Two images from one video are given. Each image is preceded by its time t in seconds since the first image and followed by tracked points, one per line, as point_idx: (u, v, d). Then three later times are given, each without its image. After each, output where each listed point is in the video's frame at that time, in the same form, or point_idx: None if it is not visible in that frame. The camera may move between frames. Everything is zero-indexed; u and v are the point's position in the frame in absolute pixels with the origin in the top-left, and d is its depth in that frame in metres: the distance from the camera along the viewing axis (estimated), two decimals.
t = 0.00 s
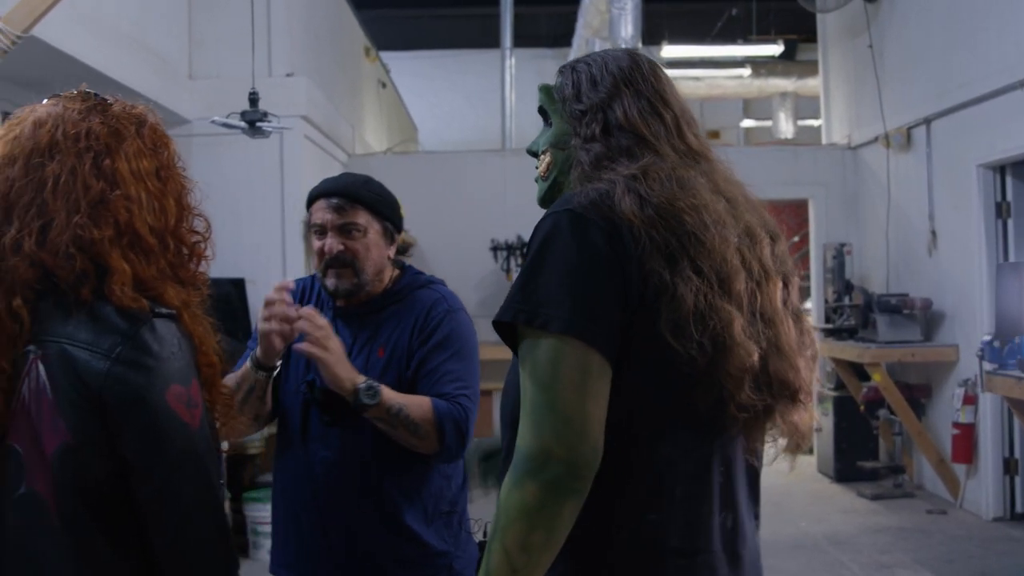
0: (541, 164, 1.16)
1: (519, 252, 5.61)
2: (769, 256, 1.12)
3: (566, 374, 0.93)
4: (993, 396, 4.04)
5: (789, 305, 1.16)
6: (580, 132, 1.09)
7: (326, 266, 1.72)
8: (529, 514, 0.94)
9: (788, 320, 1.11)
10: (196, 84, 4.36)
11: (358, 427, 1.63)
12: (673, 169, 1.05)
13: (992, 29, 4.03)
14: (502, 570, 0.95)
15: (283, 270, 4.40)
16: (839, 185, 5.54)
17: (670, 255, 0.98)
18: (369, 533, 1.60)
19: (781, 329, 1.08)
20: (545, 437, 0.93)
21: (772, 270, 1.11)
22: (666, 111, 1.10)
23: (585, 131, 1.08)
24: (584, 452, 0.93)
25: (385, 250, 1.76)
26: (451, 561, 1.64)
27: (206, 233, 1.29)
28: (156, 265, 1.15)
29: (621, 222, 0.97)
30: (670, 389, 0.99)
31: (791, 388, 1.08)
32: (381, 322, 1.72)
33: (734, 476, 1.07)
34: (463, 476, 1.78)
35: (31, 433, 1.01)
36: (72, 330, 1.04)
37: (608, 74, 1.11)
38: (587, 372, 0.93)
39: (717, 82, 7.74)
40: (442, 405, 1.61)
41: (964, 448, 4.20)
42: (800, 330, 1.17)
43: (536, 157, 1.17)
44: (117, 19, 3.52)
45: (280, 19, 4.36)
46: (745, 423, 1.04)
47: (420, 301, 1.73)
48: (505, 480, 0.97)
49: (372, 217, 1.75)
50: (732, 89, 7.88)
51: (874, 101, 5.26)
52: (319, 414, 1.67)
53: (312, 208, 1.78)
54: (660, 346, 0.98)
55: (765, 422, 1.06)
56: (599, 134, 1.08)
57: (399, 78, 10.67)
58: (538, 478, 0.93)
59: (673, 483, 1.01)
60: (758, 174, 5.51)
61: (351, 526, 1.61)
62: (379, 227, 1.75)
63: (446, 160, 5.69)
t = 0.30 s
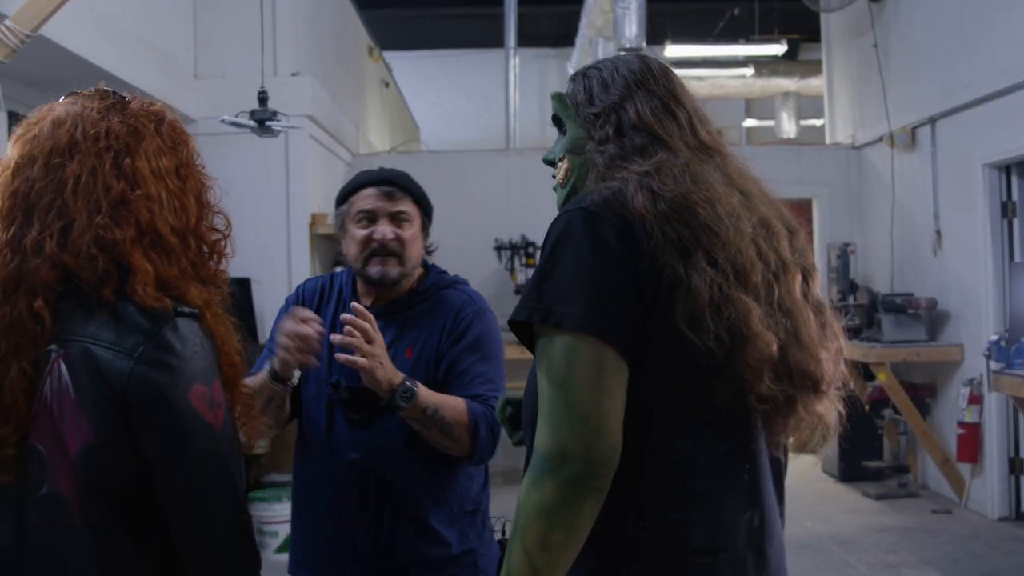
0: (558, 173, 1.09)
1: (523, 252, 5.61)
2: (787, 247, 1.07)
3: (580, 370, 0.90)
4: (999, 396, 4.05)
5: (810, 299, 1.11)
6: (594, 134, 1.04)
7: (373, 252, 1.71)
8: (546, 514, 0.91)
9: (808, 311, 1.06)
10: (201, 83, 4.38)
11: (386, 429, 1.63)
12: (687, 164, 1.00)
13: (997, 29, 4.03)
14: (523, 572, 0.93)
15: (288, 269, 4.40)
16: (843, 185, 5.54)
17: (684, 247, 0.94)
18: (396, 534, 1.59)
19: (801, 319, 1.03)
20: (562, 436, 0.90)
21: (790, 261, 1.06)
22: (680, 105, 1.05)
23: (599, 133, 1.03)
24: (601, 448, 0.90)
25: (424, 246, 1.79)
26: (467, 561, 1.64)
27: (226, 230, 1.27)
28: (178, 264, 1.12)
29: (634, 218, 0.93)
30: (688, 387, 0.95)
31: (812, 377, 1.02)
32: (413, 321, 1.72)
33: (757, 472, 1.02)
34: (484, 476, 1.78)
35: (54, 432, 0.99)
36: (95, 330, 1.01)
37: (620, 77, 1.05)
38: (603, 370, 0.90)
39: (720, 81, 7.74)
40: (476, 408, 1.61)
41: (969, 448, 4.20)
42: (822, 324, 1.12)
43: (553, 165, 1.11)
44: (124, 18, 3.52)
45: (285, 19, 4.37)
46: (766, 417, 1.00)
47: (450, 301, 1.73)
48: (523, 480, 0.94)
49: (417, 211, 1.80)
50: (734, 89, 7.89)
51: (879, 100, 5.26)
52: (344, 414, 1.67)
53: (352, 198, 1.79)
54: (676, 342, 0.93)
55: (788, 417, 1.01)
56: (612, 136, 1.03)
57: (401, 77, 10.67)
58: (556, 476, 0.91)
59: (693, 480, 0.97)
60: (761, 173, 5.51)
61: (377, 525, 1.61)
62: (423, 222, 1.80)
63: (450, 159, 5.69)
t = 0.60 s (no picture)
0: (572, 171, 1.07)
1: (527, 251, 5.61)
2: (803, 239, 1.05)
3: (596, 369, 0.89)
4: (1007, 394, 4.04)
5: (826, 292, 1.09)
6: (606, 133, 1.02)
7: (417, 245, 1.66)
8: (564, 512, 0.91)
9: (825, 302, 1.05)
10: (206, 82, 4.39)
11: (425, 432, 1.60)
12: (702, 160, 0.99)
13: (1001, 29, 4.02)
14: (541, 569, 0.92)
15: (292, 269, 4.40)
16: (846, 185, 5.54)
17: (698, 244, 0.93)
18: (437, 539, 1.56)
19: (818, 313, 1.01)
20: (580, 434, 0.89)
21: (806, 253, 1.04)
22: (693, 98, 1.03)
23: (611, 132, 1.02)
24: (620, 447, 0.89)
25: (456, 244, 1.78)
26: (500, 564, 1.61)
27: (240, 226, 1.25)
28: (193, 261, 1.11)
29: (649, 217, 0.92)
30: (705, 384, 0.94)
31: (828, 370, 1.01)
32: (450, 322, 1.68)
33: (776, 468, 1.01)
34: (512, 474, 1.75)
35: (70, 431, 0.97)
36: (112, 329, 0.99)
37: (630, 73, 1.03)
38: (620, 367, 0.89)
39: (722, 81, 7.74)
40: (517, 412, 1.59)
41: (974, 449, 4.19)
42: (838, 316, 1.10)
43: (567, 165, 1.09)
44: (128, 17, 3.52)
45: (289, 18, 4.37)
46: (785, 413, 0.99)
47: (487, 302, 1.70)
48: (541, 478, 0.94)
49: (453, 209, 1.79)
50: (737, 88, 7.89)
51: (882, 99, 5.26)
52: (380, 416, 1.63)
53: (390, 190, 1.74)
54: (692, 340, 0.92)
55: (807, 412, 1.00)
56: (625, 134, 1.01)
57: (402, 77, 10.68)
58: (574, 475, 0.90)
59: (711, 477, 0.95)
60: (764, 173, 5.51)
61: (413, 527, 1.57)
62: (457, 220, 1.79)
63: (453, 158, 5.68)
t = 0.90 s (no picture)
0: (592, 170, 1.07)
1: (530, 252, 5.62)
2: (818, 239, 1.05)
3: (619, 371, 0.88)
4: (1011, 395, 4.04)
5: (840, 290, 1.09)
6: (623, 132, 1.01)
7: (459, 244, 1.67)
8: (584, 514, 0.90)
9: (840, 302, 1.05)
10: (208, 82, 4.40)
11: (471, 434, 1.59)
12: (722, 160, 0.98)
13: (1004, 29, 4.02)
14: (560, 567, 0.92)
15: (295, 269, 4.41)
16: (848, 185, 5.54)
17: (721, 248, 0.92)
18: (480, 541, 1.56)
19: (834, 313, 1.01)
20: (600, 436, 0.89)
21: (821, 253, 1.04)
22: (707, 94, 1.02)
23: (628, 131, 1.01)
24: (641, 449, 0.89)
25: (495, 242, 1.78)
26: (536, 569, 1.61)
27: (247, 221, 1.21)
28: (194, 258, 1.07)
29: (672, 220, 0.91)
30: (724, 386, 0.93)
31: (846, 370, 1.01)
32: (491, 323, 1.69)
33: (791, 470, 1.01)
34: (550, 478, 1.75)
35: (82, 433, 0.95)
36: (121, 330, 0.97)
37: (644, 70, 1.02)
38: (642, 371, 0.89)
39: (724, 81, 7.74)
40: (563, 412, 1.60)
41: (977, 449, 4.19)
42: (851, 314, 1.10)
43: (586, 164, 1.08)
44: (131, 17, 3.52)
45: (292, 18, 4.37)
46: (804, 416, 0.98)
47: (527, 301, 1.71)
48: (561, 477, 0.93)
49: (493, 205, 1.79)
50: (738, 88, 7.90)
51: (885, 99, 5.26)
52: (422, 416, 1.62)
53: (430, 185, 1.74)
54: (716, 344, 0.92)
55: (823, 413, 1.00)
56: (642, 133, 1.00)
57: (403, 77, 10.68)
58: (594, 477, 0.89)
59: (729, 479, 0.95)
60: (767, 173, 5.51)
61: (454, 530, 1.57)
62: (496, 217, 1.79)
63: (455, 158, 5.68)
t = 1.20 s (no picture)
0: (621, 174, 1.10)
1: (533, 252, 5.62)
2: (840, 236, 1.06)
3: (653, 367, 0.89)
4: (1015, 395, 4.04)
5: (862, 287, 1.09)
6: (646, 135, 1.03)
7: (496, 242, 1.71)
8: (616, 510, 0.90)
9: (863, 298, 1.05)
10: (211, 81, 4.41)
11: (511, 436, 1.60)
12: (749, 158, 0.99)
13: (1008, 29, 4.02)
14: (589, 565, 0.92)
15: (298, 269, 4.40)
16: (851, 185, 5.54)
17: (755, 247, 0.93)
18: (519, 542, 1.57)
19: (861, 310, 1.02)
20: (632, 432, 0.89)
21: (845, 250, 1.05)
22: (727, 91, 1.03)
23: (650, 134, 1.02)
24: (672, 447, 0.89)
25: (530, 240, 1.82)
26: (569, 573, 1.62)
27: (257, 218, 1.17)
28: (202, 254, 1.04)
29: (706, 218, 0.93)
30: (756, 384, 0.94)
31: (874, 367, 1.01)
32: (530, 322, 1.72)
33: (813, 468, 1.02)
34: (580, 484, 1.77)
35: (95, 433, 0.94)
36: (134, 329, 0.96)
37: (662, 72, 1.03)
38: (676, 369, 0.89)
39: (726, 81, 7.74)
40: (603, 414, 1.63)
41: (981, 449, 4.19)
42: (873, 312, 1.10)
43: (614, 168, 1.11)
44: (135, 16, 3.52)
45: (296, 18, 4.37)
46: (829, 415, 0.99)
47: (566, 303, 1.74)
48: (590, 473, 0.93)
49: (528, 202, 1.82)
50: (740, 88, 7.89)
51: (888, 99, 5.26)
52: (460, 416, 1.62)
53: (467, 183, 1.78)
54: (751, 342, 0.92)
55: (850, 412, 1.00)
56: (664, 135, 1.01)
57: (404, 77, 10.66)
58: (625, 473, 0.89)
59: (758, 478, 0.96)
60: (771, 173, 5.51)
61: (493, 531, 1.58)
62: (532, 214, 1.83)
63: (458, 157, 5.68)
